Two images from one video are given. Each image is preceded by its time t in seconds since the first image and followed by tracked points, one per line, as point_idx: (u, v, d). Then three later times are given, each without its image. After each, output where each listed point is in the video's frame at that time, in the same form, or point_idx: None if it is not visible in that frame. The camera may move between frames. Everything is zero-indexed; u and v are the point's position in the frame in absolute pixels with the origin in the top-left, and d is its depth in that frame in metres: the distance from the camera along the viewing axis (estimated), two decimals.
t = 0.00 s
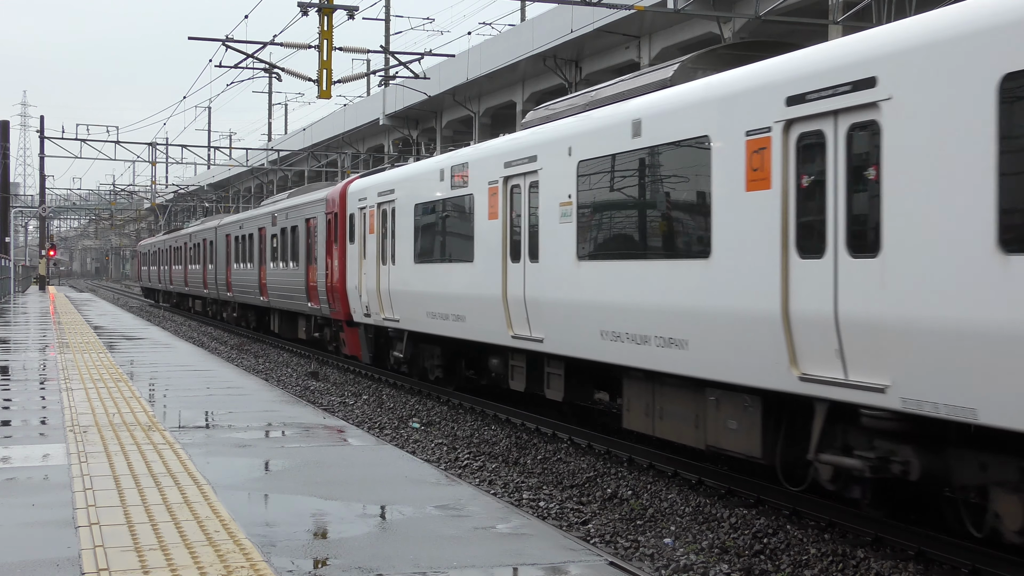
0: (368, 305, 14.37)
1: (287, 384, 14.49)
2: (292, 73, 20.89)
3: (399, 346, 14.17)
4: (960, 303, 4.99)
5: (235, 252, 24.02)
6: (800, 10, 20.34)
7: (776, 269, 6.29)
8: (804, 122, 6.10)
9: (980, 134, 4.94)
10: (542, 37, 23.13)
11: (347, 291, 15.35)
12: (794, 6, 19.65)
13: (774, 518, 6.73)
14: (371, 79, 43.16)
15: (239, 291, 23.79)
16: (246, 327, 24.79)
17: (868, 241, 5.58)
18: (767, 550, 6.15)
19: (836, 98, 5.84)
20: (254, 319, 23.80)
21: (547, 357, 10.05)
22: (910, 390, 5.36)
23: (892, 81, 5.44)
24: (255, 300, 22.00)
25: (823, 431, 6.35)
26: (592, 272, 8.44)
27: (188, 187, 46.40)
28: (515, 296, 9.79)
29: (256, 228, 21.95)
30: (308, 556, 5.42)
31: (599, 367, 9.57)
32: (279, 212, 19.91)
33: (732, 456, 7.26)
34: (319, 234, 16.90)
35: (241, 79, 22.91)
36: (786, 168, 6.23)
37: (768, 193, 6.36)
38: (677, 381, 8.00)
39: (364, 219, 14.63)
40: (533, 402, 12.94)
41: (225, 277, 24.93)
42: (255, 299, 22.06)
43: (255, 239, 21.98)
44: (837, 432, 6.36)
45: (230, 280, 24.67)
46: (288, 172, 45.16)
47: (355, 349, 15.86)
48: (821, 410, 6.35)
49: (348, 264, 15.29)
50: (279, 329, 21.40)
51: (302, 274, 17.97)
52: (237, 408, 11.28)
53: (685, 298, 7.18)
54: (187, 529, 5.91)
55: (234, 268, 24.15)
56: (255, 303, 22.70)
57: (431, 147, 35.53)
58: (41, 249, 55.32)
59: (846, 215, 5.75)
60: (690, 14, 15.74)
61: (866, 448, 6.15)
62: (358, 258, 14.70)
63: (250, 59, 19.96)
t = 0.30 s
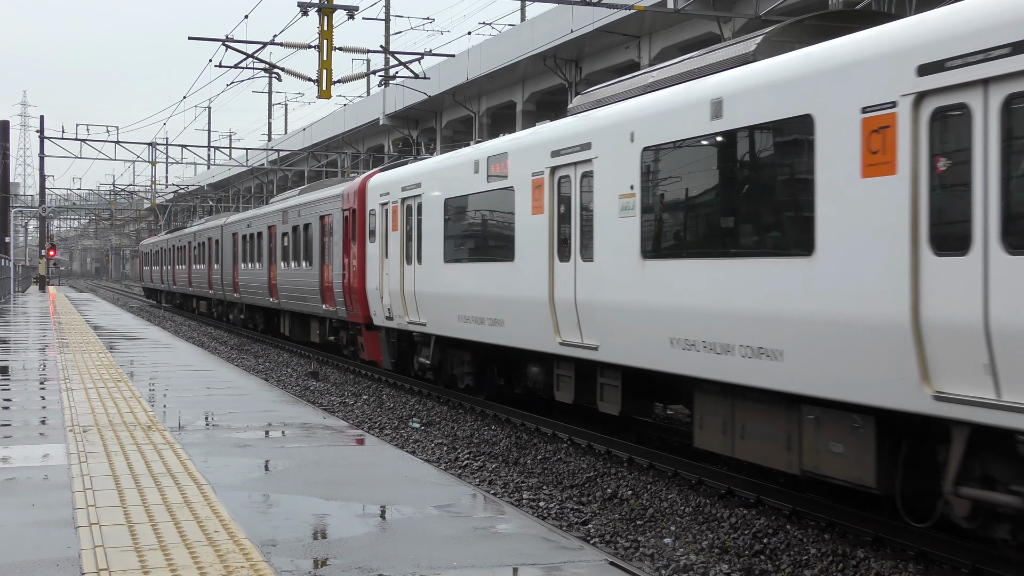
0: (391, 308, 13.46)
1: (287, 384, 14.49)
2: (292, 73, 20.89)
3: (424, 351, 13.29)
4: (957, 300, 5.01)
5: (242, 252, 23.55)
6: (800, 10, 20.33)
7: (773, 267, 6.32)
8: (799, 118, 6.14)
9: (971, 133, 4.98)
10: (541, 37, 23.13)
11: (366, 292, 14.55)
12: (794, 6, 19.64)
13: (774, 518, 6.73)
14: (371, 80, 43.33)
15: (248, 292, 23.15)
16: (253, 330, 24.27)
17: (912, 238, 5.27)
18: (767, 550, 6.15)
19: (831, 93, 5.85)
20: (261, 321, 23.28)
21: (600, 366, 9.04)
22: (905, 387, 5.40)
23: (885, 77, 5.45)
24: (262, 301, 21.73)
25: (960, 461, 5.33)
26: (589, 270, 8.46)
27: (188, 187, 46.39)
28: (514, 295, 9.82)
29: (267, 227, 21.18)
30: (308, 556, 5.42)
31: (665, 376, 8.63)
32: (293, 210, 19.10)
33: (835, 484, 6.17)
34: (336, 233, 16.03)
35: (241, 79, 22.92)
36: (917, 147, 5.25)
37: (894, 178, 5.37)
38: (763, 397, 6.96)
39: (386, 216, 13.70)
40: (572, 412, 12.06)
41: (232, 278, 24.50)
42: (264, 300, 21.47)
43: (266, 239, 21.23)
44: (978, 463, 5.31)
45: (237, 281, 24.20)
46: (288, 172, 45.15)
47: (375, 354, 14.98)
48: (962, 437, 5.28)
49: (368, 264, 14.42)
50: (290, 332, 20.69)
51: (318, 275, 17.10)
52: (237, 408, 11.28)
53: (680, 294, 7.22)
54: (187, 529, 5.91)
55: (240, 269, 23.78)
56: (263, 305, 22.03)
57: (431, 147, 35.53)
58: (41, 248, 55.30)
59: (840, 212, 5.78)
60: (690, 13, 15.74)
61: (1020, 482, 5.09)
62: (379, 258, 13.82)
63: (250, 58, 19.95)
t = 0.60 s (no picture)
0: (417, 311, 12.44)
1: (287, 384, 14.49)
2: (292, 73, 20.88)
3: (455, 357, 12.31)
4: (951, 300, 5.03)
5: (250, 252, 22.77)
6: (800, 10, 20.34)
7: (768, 266, 6.34)
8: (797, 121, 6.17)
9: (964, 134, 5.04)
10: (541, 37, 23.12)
11: (387, 292, 13.56)
12: (794, 6, 19.64)
13: (774, 518, 6.73)
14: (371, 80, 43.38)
15: (256, 293, 22.32)
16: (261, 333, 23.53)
17: None
18: (767, 550, 6.15)
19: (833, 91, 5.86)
20: (269, 324, 22.54)
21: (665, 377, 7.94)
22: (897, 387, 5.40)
23: (893, 78, 5.46)
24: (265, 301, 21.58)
25: None
26: (587, 269, 8.47)
27: (188, 187, 46.41)
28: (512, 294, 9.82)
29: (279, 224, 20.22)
30: (308, 556, 5.42)
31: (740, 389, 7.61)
32: (306, 208, 18.10)
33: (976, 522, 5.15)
34: (354, 231, 15.02)
35: (241, 79, 22.92)
36: None
37: None
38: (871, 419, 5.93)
39: (411, 212, 12.70)
40: (608, 421, 11.09)
41: (239, 278, 23.73)
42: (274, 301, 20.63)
43: (277, 238, 20.26)
44: None
45: (246, 282, 23.38)
46: (288, 172, 45.16)
47: (397, 360, 13.93)
48: None
49: (391, 263, 13.39)
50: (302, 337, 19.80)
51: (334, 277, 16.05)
52: (237, 408, 11.28)
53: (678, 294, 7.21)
54: (187, 529, 5.91)
55: (248, 268, 22.96)
56: (272, 306, 21.14)
57: (431, 147, 35.53)
58: (41, 249, 55.27)
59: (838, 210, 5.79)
60: (690, 13, 15.74)
61: None
62: (404, 257, 12.82)
63: (250, 58, 19.93)
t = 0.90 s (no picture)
0: (446, 315, 11.57)
1: (287, 384, 14.49)
2: (292, 73, 20.88)
3: (491, 365, 11.44)
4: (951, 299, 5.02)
5: (258, 251, 21.78)
6: (799, 10, 20.34)
7: (766, 266, 6.36)
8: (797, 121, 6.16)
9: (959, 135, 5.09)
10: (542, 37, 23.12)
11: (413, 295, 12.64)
12: (794, 6, 19.63)
13: (773, 518, 6.73)
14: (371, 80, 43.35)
15: (264, 295, 21.40)
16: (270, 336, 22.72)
17: None
18: (767, 550, 6.15)
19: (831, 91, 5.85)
20: (277, 327, 21.72)
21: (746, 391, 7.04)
22: (898, 389, 5.39)
23: (892, 78, 5.46)
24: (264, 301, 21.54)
25: None
26: (588, 269, 8.47)
27: (188, 187, 46.41)
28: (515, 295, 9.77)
29: (289, 222, 19.19)
30: (308, 557, 5.42)
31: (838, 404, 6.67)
32: (319, 206, 17.13)
33: None
34: (374, 229, 14.11)
35: (241, 80, 22.90)
36: None
37: None
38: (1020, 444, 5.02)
39: (439, 209, 11.82)
40: (658, 434, 10.25)
41: (247, 278, 22.81)
42: (282, 303, 19.72)
43: (287, 236, 19.24)
44: None
45: (253, 284, 22.43)
46: (288, 172, 45.15)
47: (426, 366, 13.03)
48: None
49: (416, 262, 12.49)
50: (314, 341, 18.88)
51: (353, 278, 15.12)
52: (237, 408, 11.28)
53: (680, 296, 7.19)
54: (187, 529, 5.91)
55: (256, 267, 22.04)
56: (281, 308, 20.21)
57: (431, 147, 35.53)
58: (41, 249, 55.24)
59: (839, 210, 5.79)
60: (690, 13, 15.73)
61: None
62: (431, 257, 11.96)
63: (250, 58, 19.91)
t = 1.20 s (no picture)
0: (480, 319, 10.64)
1: (287, 384, 14.49)
2: (292, 73, 20.88)
3: (530, 373, 10.42)
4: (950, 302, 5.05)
5: (270, 250, 20.86)
6: (799, 10, 20.33)
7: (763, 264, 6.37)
8: (795, 124, 6.15)
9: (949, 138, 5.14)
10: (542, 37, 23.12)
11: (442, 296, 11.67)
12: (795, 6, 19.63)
13: (774, 518, 6.73)
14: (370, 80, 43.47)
15: (275, 296, 20.53)
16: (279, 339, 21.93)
17: None
18: (767, 550, 6.15)
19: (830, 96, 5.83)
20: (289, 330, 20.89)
21: (850, 410, 6.10)
22: (899, 389, 5.43)
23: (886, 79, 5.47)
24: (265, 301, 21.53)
25: None
26: (587, 270, 8.46)
27: (188, 186, 46.43)
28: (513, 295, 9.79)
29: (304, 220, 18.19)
30: (308, 556, 5.42)
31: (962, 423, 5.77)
32: (336, 203, 16.15)
33: None
34: (397, 227, 13.16)
35: (241, 79, 22.91)
36: None
37: None
38: None
39: (471, 203, 10.92)
40: (714, 450, 9.30)
41: (256, 278, 22.00)
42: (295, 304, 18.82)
43: (302, 234, 18.25)
44: None
45: (262, 285, 21.60)
46: (288, 172, 45.15)
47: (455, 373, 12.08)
48: None
49: (446, 261, 11.54)
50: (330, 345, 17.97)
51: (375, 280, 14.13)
52: (237, 408, 11.28)
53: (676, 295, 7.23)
54: (187, 529, 5.91)
55: (265, 267, 21.30)
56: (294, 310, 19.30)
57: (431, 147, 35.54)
58: (41, 249, 55.21)
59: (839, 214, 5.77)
60: (690, 13, 15.73)
61: None
62: (462, 257, 11.05)
63: (250, 58, 19.91)
